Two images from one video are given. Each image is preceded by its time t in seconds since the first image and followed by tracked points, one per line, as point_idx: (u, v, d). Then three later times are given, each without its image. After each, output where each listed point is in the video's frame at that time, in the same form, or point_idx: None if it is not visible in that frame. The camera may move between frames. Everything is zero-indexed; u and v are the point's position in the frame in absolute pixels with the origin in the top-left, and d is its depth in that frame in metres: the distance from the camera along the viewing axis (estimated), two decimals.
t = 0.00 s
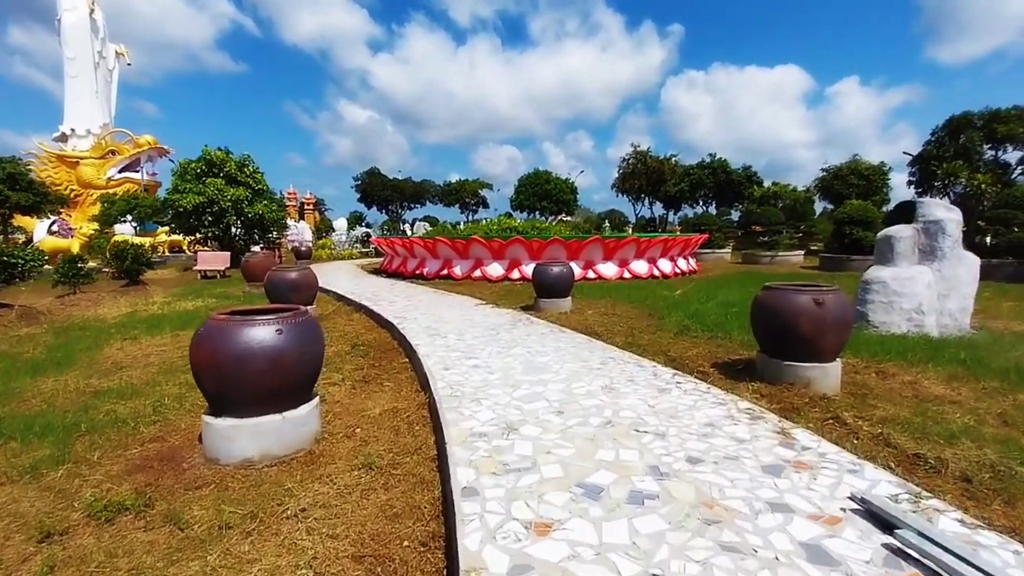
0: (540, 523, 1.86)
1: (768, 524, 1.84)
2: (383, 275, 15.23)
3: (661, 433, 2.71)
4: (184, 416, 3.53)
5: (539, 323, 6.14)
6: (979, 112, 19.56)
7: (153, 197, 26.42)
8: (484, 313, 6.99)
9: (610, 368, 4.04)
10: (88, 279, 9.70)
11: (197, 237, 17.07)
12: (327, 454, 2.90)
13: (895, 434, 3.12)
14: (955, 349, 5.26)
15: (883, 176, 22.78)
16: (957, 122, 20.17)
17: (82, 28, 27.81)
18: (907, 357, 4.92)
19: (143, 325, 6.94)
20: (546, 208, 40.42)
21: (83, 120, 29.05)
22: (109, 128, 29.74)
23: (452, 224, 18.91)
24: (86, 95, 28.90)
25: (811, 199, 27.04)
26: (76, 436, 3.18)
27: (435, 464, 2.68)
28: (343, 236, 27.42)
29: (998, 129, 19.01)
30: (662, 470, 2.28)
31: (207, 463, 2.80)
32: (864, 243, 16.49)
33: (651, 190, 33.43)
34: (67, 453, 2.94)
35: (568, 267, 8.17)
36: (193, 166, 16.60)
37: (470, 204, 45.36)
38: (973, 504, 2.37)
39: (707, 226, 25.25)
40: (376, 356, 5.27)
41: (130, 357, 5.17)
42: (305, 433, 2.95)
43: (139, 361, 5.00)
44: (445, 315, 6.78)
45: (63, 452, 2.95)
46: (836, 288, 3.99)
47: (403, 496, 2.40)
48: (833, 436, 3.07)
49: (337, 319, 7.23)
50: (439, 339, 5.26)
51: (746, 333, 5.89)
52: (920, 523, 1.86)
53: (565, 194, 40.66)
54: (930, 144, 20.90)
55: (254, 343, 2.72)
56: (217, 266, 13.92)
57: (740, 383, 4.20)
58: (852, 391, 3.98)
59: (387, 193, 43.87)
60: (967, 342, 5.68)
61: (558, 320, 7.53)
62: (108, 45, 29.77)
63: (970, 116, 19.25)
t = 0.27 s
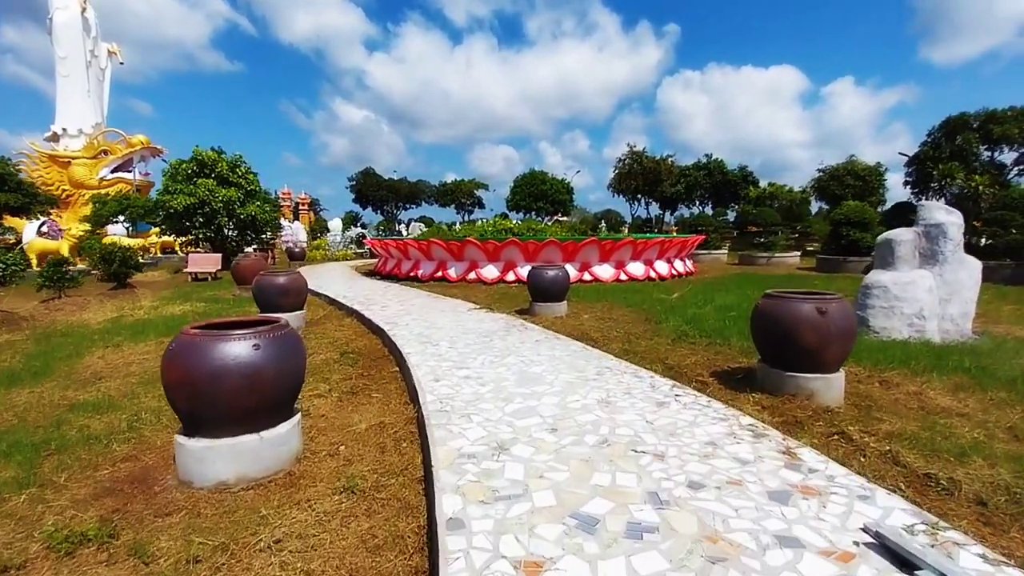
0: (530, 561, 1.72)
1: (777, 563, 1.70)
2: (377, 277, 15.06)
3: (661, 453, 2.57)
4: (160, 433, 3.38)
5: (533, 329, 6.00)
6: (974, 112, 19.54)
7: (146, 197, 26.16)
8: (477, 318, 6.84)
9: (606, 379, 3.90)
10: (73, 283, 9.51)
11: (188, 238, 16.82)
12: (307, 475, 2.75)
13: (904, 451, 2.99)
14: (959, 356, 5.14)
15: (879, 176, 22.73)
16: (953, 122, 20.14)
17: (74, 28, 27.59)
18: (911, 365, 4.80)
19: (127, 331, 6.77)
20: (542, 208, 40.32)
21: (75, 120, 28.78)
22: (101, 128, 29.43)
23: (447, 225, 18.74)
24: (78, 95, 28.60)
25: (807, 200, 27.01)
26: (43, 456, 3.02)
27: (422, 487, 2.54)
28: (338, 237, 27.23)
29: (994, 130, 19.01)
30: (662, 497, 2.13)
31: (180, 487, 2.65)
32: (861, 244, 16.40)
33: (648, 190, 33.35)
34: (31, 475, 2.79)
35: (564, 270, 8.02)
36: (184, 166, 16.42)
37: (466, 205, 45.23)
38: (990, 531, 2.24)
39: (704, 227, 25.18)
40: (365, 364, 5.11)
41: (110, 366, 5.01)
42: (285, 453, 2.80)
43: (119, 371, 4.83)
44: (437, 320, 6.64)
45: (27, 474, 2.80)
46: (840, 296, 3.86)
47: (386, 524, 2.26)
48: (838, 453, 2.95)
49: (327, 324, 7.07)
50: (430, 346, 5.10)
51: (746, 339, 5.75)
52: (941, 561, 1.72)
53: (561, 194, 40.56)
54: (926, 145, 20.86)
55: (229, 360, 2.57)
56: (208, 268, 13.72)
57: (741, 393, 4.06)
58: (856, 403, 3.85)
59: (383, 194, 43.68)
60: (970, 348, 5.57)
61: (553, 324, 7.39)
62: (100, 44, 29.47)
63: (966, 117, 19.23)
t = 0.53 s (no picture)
0: None
1: None
2: (371, 277, 14.87)
3: (658, 469, 2.40)
4: (130, 444, 3.21)
5: (527, 332, 5.83)
6: (972, 111, 19.44)
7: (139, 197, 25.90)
8: (470, 320, 6.67)
9: (601, 386, 3.73)
10: (58, 284, 9.32)
11: (180, 238, 16.62)
12: (281, 493, 2.59)
13: (915, 464, 2.84)
14: (965, 360, 4.99)
15: (877, 176, 22.61)
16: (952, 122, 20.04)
17: (67, 26, 27.34)
18: (917, 369, 4.64)
19: (110, 335, 6.58)
20: (539, 208, 40.17)
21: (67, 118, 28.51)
22: (94, 127, 29.13)
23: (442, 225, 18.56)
24: (71, 93, 28.33)
25: (804, 200, 26.90)
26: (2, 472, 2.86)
27: (402, 507, 2.37)
28: (333, 237, 27.00)
29: (992, 129, 18.91)
30: (660, 521, 1.96)
31: (144, 506, 2.50)
32: (859, 244, 16.24)
33: (645, 190, 33.21)
34: None
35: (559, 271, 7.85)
36: (175, 166, 16.23)
37: (462, 204, 45.05)
38: (1012, 554, 2.08)
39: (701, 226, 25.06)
40: (353, 369, 4.94)
41: (87, 372, 4.83)
42: (258, 468, 2.64)
43: (95, 378, 4.65)
44: (428, 323, 6.46)
45: None
46: (845, 299, 3.70)
47: (361, 549, 2.09)
48: (846, 466, 2.79)
49: (315, 327, 6.90)
50: (419, 351, 4.92)
51: (745, 342, 5.59)
52: None
53: (557, 194, 40.41)
54: (924, 145, 20.76)
55: (194, 371, 2.41)
56: (198, 269, 13.52)
57: (741, 400, 3.90)
58: (862, 411, 3.70)
59: (379, 193, 43.48)
60: (975, 352, 5.42)
61: (548, 326, 7.22)
62: (94, 43, 29.21)
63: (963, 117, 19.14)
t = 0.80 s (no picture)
0: None
1: None
2: (365, 278, 14.65)
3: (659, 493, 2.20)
4: (94, 461, 3.01)
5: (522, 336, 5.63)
6: (972, 111, 19.29)
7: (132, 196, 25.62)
8: (463, 324, 6.47)
9: (598, 397, 3.53)
10: (42, 285, 9.09)
11: (171, 238, 16.39)
12: (250, 518, 2.39)
13: (934, 483, 2.65)
14: (975, 366, 4.80)
15: (876, 176, 22.46)
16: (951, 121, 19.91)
17: (60, 24, 27.06)
18: (927, 376, 4.45)
19: (90, 339, 6.36)
20: (536, 208, 39.98)
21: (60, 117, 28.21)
22: (88, 126, 28.80)
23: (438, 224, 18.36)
24: (64, 91, 28.03)
25: (802, 199, 26.76)
26: None
27: (380, 535, 2.17)
28: (328, 236, 26.77)
29: (992, 128, 18.76)
30: (662, 558, 1.76)
31: (99, 533, 2.31)
32: (859, 244, 16.04)
33: (642, 189, 33.04)
34: None
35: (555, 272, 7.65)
36: (167, 164, 16.00)
37: (459, 204, 44.85)
38: None
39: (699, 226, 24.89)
40: (339, 376, 4.73)
41: (60, 379, 4.61)
42: (224, 490, 2.45)
43: (67, 386, 4.44)
44: (420, 326, 6.25)
45: None
46: (855, 305, 3.52)
47: None
48: (860, 486, 2.60)
49: (303, 331, 6.69)
50: (407, 357, 4.72)
51: (747, 347, 5.40)
52: None
53: (555, 194, 40.22)
54: (923, 144, 20.60)
55: (151, 386, 2.22)
56: (189, 269, 13.31)
57: (745, 411, 3.71)
58: (872, 423, 3.51)
59: (375, 193, 43.25)
60: (985, 357, 5.23)
61: (543, 330, 7.02)
62: (87, 41, 28.90)
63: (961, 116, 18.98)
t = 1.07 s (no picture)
0: None
1: None
2: (359, 279, 14.44)
3: (663, 525, 2.00)
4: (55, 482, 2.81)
5: (516, 342, 5.43)
6: (972, 110, 19.15)
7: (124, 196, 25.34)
8: (456, 328, 6.27)
9: (596, 409, 3.33)
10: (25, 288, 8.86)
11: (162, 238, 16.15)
12: (215, 549, 2.20)
13: (956, 507, 2.47)
14: (987, 373, 4.62)
15: (875, 175, 22.32)
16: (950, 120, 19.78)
17: (53, 22, 26.76)
18: (938, 384, 4.27)
19: (70, 345, 6.14)
20: (533, 208, 39.79)
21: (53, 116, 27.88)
22: (81, 125, 28.47)
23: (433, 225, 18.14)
24: (56, 90, 27.70)
25: (801, 199, 26.62)
26: None
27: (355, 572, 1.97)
28: (323, 236, 26.54)
29: (992, 127, 18.63)
30: None
31: (49, 568, 2.12)
32: (858, 244, 15.86)
33: (640, 189, 32.88)
34: None
35: (551, 274, 7.46)
36: (157, 164, 15.77)
37: (456, 204, 44.64)
38: None
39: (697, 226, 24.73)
40: (325, 384, 4.53)
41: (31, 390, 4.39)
42: (188, 519, 2.26)
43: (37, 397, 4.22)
44: (411, 331, 6.05)
45: None
46: (867, 312, 3.33)
47: None
48: (878, 511, 2.42)
49: (291, 336, 6.48)
50: (396, 365, 4.52)
51: (749, 353, 5.21)
52: None
53: (552, 194, 40.04)
54: (922, 143, 20.46)
55: (103, 407, 2.03)
56: (180, 270, 13.08)
57: (751, 423, 3.52)
58: (885, 437, 3.33)
59: (371, 193, 43.01)
60: (996, 363, 5.06)
61: (539, 334, 6.83)
62: (80, 39, 28.57)
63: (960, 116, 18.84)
